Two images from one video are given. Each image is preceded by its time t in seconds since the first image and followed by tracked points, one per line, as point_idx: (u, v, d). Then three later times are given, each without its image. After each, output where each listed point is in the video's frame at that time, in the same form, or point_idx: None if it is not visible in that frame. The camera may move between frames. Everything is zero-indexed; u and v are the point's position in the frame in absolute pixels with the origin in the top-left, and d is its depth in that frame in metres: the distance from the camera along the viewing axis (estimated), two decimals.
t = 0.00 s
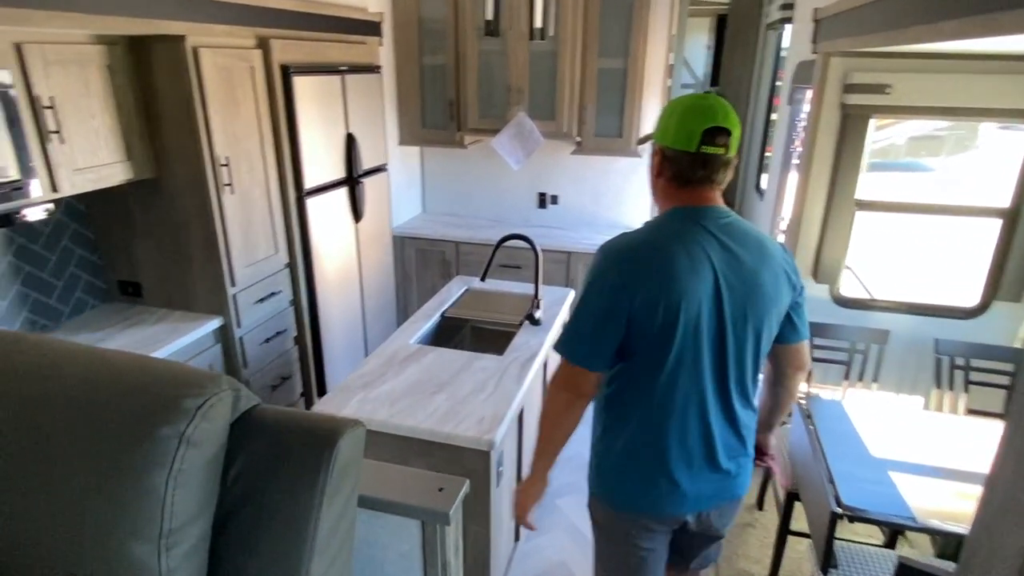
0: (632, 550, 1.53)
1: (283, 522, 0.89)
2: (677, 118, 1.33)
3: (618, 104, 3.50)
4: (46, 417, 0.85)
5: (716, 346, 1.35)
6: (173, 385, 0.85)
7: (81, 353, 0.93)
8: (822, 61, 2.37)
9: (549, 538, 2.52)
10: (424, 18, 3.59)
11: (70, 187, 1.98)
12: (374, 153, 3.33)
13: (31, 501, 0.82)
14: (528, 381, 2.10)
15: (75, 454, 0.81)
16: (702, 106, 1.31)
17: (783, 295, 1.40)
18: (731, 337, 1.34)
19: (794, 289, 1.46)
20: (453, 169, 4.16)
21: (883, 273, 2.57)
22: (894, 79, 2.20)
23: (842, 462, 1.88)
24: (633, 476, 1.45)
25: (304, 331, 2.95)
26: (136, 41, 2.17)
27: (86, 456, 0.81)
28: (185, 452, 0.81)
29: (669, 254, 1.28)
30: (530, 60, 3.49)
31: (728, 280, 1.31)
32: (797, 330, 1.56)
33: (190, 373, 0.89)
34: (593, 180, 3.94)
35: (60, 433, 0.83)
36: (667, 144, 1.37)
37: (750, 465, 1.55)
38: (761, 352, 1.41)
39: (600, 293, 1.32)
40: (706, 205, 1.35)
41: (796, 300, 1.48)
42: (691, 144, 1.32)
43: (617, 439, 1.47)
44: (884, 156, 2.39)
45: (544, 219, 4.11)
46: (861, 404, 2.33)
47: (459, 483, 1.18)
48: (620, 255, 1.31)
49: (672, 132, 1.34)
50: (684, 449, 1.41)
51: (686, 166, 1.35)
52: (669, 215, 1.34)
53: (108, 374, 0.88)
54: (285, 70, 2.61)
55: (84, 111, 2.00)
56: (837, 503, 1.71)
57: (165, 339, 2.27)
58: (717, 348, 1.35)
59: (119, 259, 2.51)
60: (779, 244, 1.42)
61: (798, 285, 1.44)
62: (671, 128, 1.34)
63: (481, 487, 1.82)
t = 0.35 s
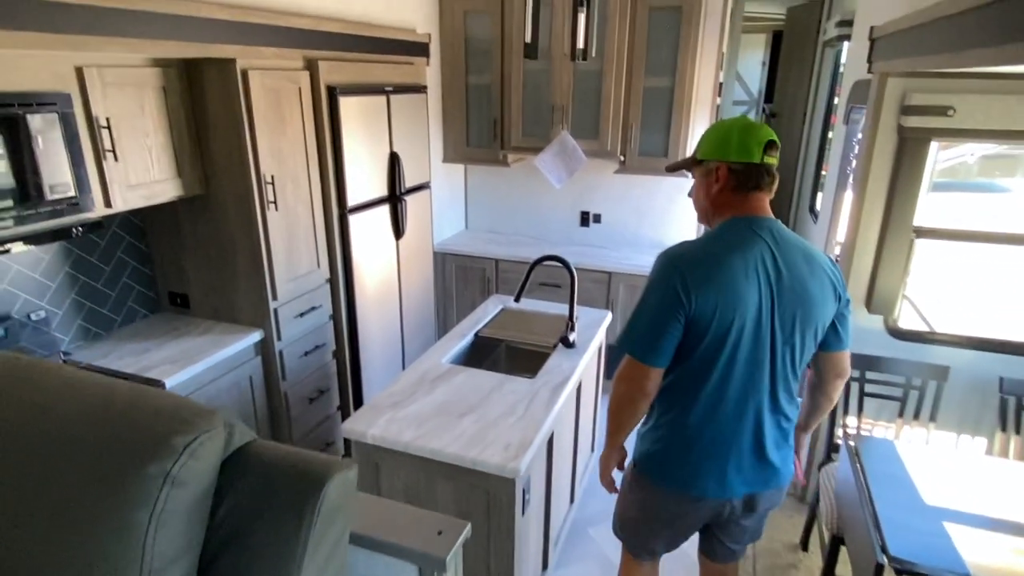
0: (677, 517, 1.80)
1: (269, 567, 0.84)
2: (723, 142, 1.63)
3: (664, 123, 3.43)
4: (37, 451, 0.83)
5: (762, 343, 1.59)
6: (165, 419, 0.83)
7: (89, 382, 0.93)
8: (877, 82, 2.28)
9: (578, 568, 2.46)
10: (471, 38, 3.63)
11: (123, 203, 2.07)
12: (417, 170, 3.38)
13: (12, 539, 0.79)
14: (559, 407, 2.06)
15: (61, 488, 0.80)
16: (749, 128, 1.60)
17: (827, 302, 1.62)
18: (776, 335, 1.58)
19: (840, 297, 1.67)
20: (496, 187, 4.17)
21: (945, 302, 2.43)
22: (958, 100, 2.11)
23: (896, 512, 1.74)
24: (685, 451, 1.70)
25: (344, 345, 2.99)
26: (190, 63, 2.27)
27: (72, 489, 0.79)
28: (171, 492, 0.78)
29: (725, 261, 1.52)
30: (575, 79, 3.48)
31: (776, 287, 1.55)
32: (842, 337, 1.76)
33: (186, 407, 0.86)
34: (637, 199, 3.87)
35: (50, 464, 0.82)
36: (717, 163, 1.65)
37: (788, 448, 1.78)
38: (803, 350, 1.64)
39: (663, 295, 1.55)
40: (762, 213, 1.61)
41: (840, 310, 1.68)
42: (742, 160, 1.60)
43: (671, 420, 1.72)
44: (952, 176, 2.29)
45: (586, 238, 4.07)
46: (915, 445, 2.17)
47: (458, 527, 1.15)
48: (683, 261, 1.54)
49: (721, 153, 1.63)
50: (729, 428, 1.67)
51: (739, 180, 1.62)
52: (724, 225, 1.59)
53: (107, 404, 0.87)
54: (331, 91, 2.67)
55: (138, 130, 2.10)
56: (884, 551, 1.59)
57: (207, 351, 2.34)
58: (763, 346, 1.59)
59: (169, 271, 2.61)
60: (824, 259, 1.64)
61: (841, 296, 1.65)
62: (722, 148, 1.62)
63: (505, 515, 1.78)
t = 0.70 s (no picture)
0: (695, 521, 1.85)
1: None
2: (724, 162, 1.68)
3: (684, 142, 3.39)
4: None
5: (779, 353, 1.64)
6: (127, 454, 0.75)
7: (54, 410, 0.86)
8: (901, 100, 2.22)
9: None
10: (491, 60, 3.66)
11: (142, 226, 2.11)
12: (435, 191, 3.39)
13: None
14: (570, 433, 2.01)
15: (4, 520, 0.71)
16: (748, 148, 1.66)
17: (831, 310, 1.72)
18: (793, 346, 1.64)
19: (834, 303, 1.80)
20: (516, 206, 4.17)
21: (979, 332, 2.31)
22: (987, 120, 2.04)
23: (921, 552, 1.65)
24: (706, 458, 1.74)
25: (359, 366, 3.00)
26: (211, 89, 2.32)
27: (13, 527, 0.71)
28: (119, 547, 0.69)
29: (744, 277, 1.57)
30: (594, 99, 3.46)
31: (789, 297, 1.61)
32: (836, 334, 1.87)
33: (151, 441, 0.78)
34: (658, 218, 3.82)
35: None
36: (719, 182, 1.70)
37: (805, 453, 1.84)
38: (816, 358, 1.71)
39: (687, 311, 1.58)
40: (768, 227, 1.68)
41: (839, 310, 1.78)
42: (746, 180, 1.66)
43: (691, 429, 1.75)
44: (992, 194, 2.16)
45: (606, 258, 4.03)
46: (948, 480, 2.05)
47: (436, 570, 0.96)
48: (705, 278, 1.59)
49: (723, 174, 1.68)
50: (747, 434, 1.73)
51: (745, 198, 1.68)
52: (737, 242, 1.64)
53: (66, 432, 0.79)
54: (349, 114, 2.71)
55: (159, 154, 2.14)
56: None
57: (222, 371, 2.36)
58: (780, 355, 1.64)
59: (189, 291, 2.66)
60: (825, 265, 1.73)
61: (839, 297, 1.75)
62: (724, 170, 1.67)
63: (512, 545, 1.74)
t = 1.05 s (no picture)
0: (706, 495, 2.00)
1: None
2: (700, 170, 1.86)
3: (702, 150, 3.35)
4: None
5: (761, 335, 1.81)
6: (129, 474, 0.78)
7: (58, 425, 0.89)
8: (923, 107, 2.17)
9: None
10: (507, 71, 3.68)
11: (162, 239, 2.14)
12: (452, 202, 3.40)
13: None
14: (585, 447, 1.99)
15: (14, 540, 0.75)
16: (719, 155, 1.84)
17: (810, 291, 1.89)
18: (777, 327, 1.81)
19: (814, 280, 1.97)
20: (533, 217, 4.17)
21: (1003, 339, 2.26)
22: (1013, 126, 2.00)
23: (947, 571, 1.59)
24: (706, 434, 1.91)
25: (375, 377, 3.01)
26: (230, 104, 2.36)
27: (24, 541, 0.75)
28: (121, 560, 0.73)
29: (724, 270, 1.73)
30: (610, 109, 3.45)
31: (768, 285, 1.77)
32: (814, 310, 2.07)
33: (152, 458, 0.81)
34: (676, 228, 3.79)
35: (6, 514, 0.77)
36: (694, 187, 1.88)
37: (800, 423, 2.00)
38: (801, 336, 1.88)
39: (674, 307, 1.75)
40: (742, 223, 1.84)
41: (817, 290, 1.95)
42: (718, 183, 1.83)
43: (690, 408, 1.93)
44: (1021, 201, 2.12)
45: (624, 267, 4.00)
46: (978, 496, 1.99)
47: None
48: (688, 275, 1.75)
49: (697, 180, 1.86)
50: (740, 412, 1.89)
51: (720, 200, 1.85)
52: (716, 238, 1.80)
53: (71, 449, 0.83)
54: (365, 127, 2.73)
55: (178, 169, 2.18)
56: None
57: (240, 382, 2.38)
58: (763, 338, 1.81)
59: (208, 303, 2.69)
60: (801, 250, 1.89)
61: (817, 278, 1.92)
62: (698, 177, 1.85)
63: (526, 560, 1.72)
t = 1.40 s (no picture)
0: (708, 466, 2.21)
1: None
2: (695, 168, 2.10)
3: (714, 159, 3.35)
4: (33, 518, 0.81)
5: (754, 314, 2.05)
6: (163, 487, 0.80)
7: (87, 443, 0.91)
8: (938, 115, 2.17)
9: None
10: (519, 82, 3.70)
11: (182, 252, 2.18)
12: (465, 212, 3.42)
13: None
14: (601, 457, 1.98)
15: (54, 557, 0.76)
16: (709, 156, 2.10)
17: (796, 272, 2.14)
18: (767, 306, 2.05)
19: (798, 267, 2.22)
20: (545, 226, 4.18)
21: None
22: None
23: None
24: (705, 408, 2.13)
25: (390, 387, 3.02)
26: (249, 118, 2.40)
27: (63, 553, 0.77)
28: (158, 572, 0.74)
29: (718, 259, 1.97)
30: (622, 119, 3.47)
31: (756, 269, 2.01)
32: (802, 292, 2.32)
33: (187, 472, 0.83)
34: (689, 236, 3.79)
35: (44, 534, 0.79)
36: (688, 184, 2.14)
37: (791, 398, 2.22)
38: (790, 313, 2.11)
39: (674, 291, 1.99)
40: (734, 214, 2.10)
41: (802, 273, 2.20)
42: (711, 179, 2.09)
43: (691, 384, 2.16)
44: None
45: (637, 276, 4.00)
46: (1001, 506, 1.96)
47: None
48: (687, 262, 1.99)
49: (692, 178, 2.11)
50: (742, 385, 2.11)
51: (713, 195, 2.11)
52: (710, 229, 2.04)
53: (105, 466, 0.84)
54: (380, 139, 2.76)
55: (198, 183, 2.22)
56: None
57: (258, 392, 2.41)
58: (756, 316, 2.05)
59: (226, 313, 2.73)
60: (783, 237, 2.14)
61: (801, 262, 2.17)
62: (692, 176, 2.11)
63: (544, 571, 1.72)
